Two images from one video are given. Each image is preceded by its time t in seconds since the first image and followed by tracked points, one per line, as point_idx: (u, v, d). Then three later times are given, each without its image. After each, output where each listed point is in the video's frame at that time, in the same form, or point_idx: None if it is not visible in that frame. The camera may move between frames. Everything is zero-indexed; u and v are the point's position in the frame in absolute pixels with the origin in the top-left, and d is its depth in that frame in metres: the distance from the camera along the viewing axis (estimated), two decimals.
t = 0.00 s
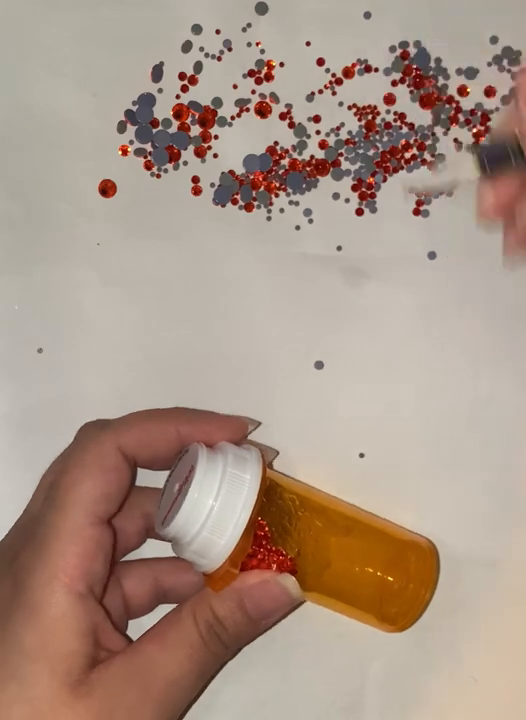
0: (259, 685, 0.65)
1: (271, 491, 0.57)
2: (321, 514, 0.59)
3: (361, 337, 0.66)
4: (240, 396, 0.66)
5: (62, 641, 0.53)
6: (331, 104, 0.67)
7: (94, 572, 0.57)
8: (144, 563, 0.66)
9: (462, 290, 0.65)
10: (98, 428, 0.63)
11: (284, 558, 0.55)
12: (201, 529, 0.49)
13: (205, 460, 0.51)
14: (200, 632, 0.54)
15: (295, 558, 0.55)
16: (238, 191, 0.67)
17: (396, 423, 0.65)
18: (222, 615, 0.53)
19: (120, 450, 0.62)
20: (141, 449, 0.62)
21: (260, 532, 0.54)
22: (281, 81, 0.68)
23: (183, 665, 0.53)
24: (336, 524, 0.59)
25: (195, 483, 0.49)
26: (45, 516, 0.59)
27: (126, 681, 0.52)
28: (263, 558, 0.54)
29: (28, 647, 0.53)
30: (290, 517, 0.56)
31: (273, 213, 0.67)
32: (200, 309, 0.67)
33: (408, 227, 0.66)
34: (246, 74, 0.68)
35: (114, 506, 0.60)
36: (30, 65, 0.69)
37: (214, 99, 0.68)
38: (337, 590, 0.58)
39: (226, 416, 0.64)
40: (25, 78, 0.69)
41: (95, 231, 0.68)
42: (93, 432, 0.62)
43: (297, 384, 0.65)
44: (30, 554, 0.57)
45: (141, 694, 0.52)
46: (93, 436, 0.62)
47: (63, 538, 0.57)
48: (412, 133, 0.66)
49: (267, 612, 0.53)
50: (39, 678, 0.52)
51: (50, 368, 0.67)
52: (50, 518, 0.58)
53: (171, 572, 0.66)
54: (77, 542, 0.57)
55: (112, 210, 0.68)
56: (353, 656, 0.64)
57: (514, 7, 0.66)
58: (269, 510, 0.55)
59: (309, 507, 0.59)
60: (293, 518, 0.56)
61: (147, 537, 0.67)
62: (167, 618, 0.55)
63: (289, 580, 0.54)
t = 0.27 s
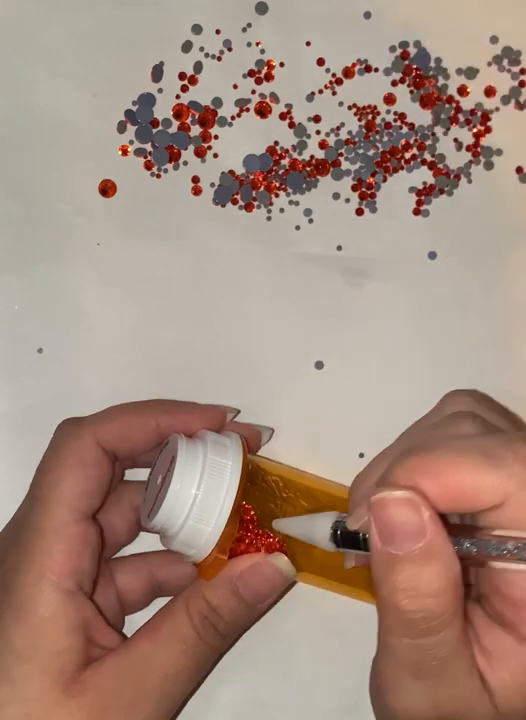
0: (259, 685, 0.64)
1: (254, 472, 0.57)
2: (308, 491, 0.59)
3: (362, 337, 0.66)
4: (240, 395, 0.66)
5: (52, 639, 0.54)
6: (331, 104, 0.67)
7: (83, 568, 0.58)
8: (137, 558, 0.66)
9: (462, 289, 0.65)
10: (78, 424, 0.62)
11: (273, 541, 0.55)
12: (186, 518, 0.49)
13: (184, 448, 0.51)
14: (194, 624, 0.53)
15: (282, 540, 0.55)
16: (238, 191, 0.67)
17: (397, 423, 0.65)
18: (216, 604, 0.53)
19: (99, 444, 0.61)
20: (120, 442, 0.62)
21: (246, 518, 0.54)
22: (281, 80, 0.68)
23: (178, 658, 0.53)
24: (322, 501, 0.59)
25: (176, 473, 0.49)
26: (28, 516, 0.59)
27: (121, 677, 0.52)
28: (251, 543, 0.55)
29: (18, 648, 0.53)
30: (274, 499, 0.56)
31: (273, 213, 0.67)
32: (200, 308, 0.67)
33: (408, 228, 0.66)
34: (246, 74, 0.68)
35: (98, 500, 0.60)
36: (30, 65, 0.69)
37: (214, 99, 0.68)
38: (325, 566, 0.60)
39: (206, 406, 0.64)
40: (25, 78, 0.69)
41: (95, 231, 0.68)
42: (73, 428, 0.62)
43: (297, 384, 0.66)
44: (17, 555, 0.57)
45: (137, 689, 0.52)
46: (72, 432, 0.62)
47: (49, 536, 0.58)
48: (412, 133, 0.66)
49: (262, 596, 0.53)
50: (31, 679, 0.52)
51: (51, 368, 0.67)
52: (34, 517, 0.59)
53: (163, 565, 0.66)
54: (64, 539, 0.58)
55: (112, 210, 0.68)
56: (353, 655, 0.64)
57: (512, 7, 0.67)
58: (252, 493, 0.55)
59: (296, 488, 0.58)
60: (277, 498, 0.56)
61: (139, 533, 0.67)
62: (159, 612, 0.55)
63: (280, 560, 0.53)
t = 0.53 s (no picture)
0: (259, 686, 0.64)
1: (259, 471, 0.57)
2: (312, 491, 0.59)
3: (361, 337, 0.65)
4: (240, 395, 0.66)
5: (53, 638, 0.53)
6: (331, 104, 0.67)
7: (82, 566, 0.58)
8: (136, 558, 0.66)
9: (462, 289, 0.65)
10: (78, 424, 0.62)
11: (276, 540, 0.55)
12: (190, 516, 0.49)
13: (188, 447, 0.50)
14: (197, 621, 0.53)
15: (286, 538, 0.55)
16: (238, 191, 0.67)
17: (396, 423, 0.65)
18: (219, 601, 0.53)
19: (101, 443, 0.61)
20: (123, 442, 0.62)
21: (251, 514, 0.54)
22: (281, 80, 0.68)
23: (181, 655, 0.53)
24: (326, 502, 0.58)
25: (181, 471, 0.49)
26: (28, 515, 0.59)
27: (122, 675, 0.52)
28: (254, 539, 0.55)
29: (18, 647, 0.53)
30: (278, 496, 0.56)
31: (273, 213, 0.67)
32: (199, 308, 0.67)
33: (408, 228, 0.66)
34: (246, 74, 0.68)
35: (99, 499, 0.60)
36: (30, 65, 0.69)
37: (214, 99, 0.68)
38: (327, 566, 0.59)
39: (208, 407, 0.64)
40: (25, 78, 0.69)
41: (95, 231, 0.68)
42: (74, 428, 0.62)
43: (296, 384, 0.65)
44: (17, 553, 0.57)
45: (139, 686, 0.52)
46: (74, 431, 0.62)
47: (49, 535, 0.57)
48: (412, 133, 0.66)
49: (266, 592, 0.53)
50: (31, 677, 0.52)
51: (50, 368, 0.67)
52: (35, 516, 0.58)
53: (160, 565, 0.65)
54: (64, 537, 0.58)
55: (112, 210, 0.68)
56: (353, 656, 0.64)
57: (511, 7, 0.67)
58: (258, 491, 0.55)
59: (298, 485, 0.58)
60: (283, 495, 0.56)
61: (136, 532, 0.67)
62: (162, 609, 0.55)
63: (284, 556, 0.53)
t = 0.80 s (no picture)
0: (260, 686, 0.64)
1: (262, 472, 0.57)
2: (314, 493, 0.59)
3: (361, 337, 0.66)
4: (239, 396, 0.66)
5: (53, 638, 0.53)
6: (331, 104, 0.67)
7: (82, 567, 0.58)
8: (137, 558, 0.66)
9: (461, 289, 0.65)
10: (79, 425, 0.62)
11: (278, 541, 0.55)
12: (191, 517, 0.49)
13: (190, 447, 0.50)
14: (198, 622, 0.53)
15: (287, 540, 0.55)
16: (238, 191, 0.67)
17: (396, 423, 0.65)
18: (220, 603, 0.53)
19: (101, 444, 0.61)
20: (123, 443, 0.62)
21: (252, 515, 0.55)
22: (281, 80, 0.68)
23: (180, 657, 0.53)
24: (328, 505, 0.58)
25: (182, 472, 0.49)
26: (28, 515, 0.59)
27: (122, 676, 0.52)
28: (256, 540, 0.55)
29: (19, 648, 0.53)
30: (279, 497, 0.56)
31: (273, 213, 0.67)
32: (200, 308, 0.67)
33: (408, 228, 0.66)
34: (246, 74, 0.68)
35: (100, 499, 0.60)
36: (30, 65, 0.69)
37: (214, 99, 0.68)
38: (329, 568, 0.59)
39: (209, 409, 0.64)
40: (25, 78, 0.69)
41: (95, 231, 0.68)
42: (74, 428, 0.62)
43: (296, 384, 0.65)
44: (17, 554, 0.57)
45: (139, 688, 0.52)
46: (74, 432, 0.62)
47: (49, 535, 0.57)
48: (412, 133, 0.66)
49: (266, 593, 0.53)
50: (31, 677, 0.52)
51: (50, 368, 0.67)
52: (36, 516, 0.58)
53: (160, 566, 0.65)
54: (64, 537, 0.58)
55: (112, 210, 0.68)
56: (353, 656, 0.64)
57: (511, 7, 0.67)
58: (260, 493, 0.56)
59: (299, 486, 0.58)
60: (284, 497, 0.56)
61: (137, 532, 0.67)
62: (162, 610, 0.55)
63: (285, 557, 0.53)
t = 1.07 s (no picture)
0: (259, 685, 0.64)
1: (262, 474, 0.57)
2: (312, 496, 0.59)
3: (361, 337, 0.66)
4: (240, 395, 0.66)
5: (53, 639, 0.54)
6: (331, 104, 0.67)
7: (82, 568, 0.58)
8: (137, 559, 0.66)
9: (461, 289, 0.65)
10: (79, 426, 0.62)
11: (278, 542, 0.55)
12: (192, 517, 0.49)
13: (190, 448, 0.51)
14: (198, 623, 0.53)
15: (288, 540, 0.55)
16: (238, 191, 0.67)
17: (396, 423, 0.65)
18: (220, 603, 0.53)
19: (101, 444, 0.61)
20: (123, 443, 0.62)
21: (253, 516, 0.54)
22: (281, 80, 0.68)
23: (180, 658, 0.53)
24: (327, 506, 0.59)
25: (183, 472, 0.49)
26: (28, 516, 0.59)
27: (122, 677, 0.52)
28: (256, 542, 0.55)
29: (19, 648, 0.53)
30: (279, 498, 0.56)
31: (273, 213, 0.67)
32: (199, 308, 0.67)
33: (408, 228, 0.66)
34: (246, 74, 0.68)
35: (100, 500, 0.60)
36: (30, 65, 0.69)
37: (214, 99, 0.68)
38: (328, 571, 0.59)
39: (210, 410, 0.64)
40: (25, 78, 0.69)
41: (95, 231, 0.68)
42: (74, 429, 0.62)
43: (296, 383, 0.65)
44: (17, 555, 0.57)
45: (139, 689, 0.52)
46: (74, 433, 0.62)
47: (49, 536, 0.58)
48: (412, 133, 0.66)
49: (267, 593, 0.53)
50: (31, 678, 0.52)
51: (50, 368, 0.67)
52: (36, 517, 0.58)
53: (160, 566, 0.65)
54: (64, 538, 0.58)
55: (113, 210, 0.68)
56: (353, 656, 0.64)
57: (511, 7, 0.67)
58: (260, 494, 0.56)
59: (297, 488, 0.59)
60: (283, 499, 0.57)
61: (137, 532, 0.67)
62: (162, 611, 0.55)
63: (285, 557, 0.53)
